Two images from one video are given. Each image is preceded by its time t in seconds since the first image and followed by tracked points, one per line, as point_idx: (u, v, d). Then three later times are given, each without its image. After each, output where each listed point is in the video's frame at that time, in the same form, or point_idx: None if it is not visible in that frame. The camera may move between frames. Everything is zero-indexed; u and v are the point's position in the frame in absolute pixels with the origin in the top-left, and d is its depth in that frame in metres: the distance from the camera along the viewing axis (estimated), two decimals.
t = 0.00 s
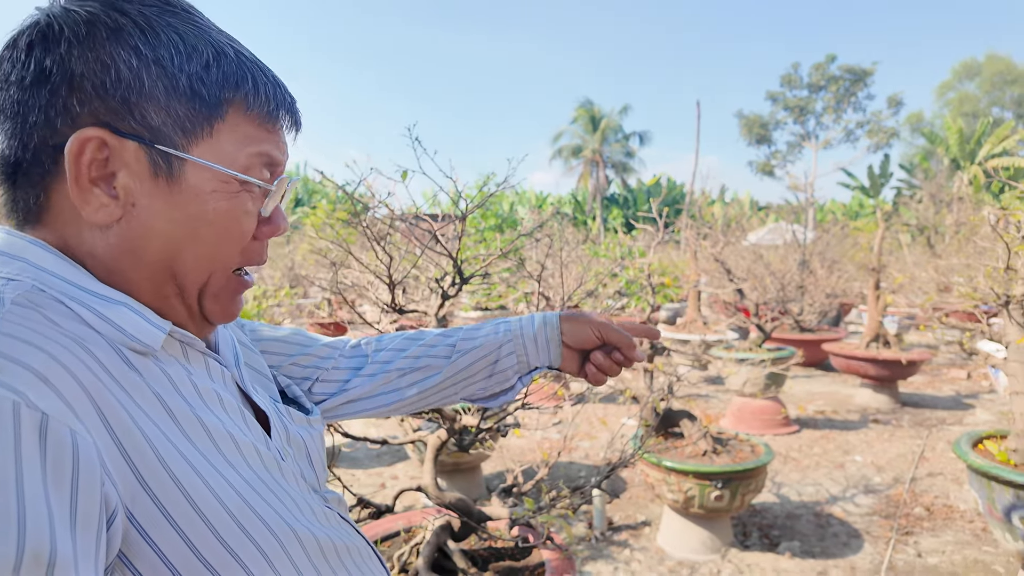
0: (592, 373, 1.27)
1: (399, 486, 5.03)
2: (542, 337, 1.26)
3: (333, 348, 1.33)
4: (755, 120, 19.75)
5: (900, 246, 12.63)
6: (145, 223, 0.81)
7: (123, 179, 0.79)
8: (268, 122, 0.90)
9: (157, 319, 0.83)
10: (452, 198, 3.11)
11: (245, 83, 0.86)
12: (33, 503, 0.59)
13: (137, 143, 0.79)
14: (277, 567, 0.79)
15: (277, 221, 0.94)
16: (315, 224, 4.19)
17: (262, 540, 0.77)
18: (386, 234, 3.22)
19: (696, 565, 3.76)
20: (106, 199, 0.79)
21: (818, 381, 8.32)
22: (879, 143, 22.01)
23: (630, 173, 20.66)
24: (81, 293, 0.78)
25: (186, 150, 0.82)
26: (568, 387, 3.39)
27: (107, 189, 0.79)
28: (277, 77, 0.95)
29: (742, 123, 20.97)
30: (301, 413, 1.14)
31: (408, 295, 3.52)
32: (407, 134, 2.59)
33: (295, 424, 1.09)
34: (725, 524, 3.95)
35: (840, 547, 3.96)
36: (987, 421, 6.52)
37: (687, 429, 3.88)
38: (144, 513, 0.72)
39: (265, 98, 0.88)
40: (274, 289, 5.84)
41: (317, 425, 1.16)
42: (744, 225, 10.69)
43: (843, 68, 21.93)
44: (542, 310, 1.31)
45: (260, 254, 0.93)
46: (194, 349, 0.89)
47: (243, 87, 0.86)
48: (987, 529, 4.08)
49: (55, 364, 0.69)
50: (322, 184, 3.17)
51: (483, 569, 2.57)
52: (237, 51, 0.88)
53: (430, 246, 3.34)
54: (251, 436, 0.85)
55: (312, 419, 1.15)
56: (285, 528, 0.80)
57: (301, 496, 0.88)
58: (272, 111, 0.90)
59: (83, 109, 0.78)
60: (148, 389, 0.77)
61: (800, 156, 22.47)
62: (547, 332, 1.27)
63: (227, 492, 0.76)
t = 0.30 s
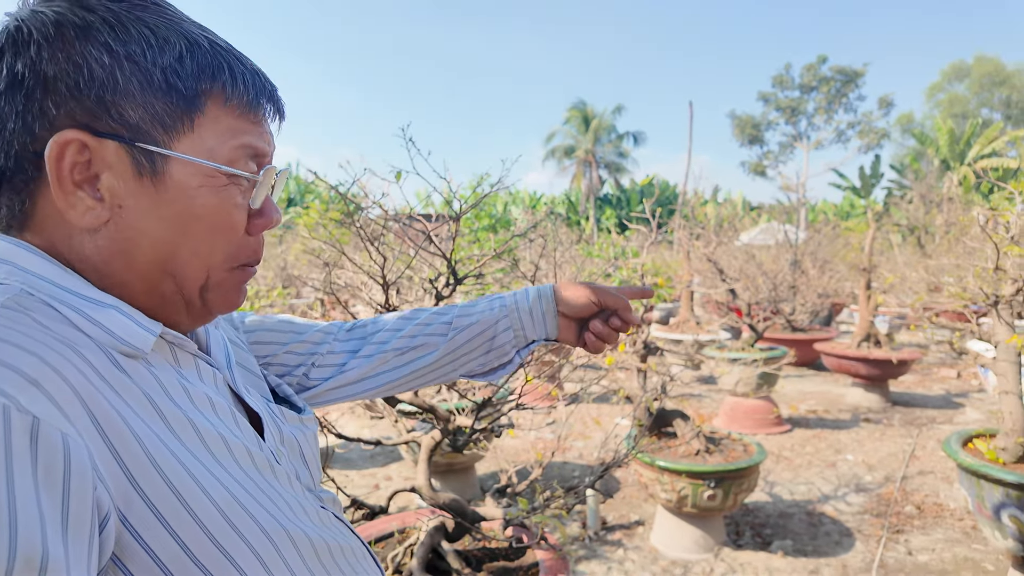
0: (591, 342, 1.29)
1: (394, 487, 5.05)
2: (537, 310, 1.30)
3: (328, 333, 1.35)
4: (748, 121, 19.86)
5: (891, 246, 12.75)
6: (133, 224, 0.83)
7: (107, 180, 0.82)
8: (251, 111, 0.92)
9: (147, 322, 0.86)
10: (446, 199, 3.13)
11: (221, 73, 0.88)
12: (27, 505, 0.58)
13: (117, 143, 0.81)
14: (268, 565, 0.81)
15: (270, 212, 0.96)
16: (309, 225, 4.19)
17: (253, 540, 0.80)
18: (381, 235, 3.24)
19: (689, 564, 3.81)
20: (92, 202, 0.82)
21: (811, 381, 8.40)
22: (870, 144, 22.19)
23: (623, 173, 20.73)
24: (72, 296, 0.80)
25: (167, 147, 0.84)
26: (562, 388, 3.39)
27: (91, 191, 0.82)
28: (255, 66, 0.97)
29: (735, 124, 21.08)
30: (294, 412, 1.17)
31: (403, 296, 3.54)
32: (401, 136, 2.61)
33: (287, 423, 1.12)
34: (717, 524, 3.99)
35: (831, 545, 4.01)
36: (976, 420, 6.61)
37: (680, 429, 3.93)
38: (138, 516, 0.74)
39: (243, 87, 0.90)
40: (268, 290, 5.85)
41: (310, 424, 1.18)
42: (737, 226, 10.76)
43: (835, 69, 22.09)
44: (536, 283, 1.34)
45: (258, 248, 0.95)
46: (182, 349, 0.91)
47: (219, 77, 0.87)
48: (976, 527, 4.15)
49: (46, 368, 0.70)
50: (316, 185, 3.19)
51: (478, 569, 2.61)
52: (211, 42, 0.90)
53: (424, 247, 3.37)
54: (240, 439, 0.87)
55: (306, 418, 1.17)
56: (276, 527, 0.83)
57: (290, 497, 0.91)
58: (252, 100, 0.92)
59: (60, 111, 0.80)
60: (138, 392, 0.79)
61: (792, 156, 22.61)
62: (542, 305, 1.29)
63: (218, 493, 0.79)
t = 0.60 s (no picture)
0: (588, 315, 1.23)
1: (388, 487, 5.04)
2: (531, 287, 1.27)
3: (321, 320, 1.33)
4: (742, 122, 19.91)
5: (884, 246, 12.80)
6: (119, 237, 0.80)
7: (93, 193, 0.78)
8: (243, 122, 0.89)
9: (132, 327, 0.83)
10: (439, 198, 3.11)
11: (212, 84, 0.84)
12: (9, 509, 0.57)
13: (104, 155, 0.78)
14: (256, 565, 0.79)
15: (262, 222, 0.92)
16: (301, 224, 4.17)
17: (242, 541, 0.78)
18: (375, 235, 3.22)
19: (683, 564, 3.81)
20: (77, 214, 0.78)
21: (804, 380, 8.42)
22: (863, 144, 22.28)
23: (617, 173, 20.75)
24: (54, 301, 0.78)
25: (156, 160, 0.81)
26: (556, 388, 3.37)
27: (78, 203, 0.78)
28: (249, 73, 0.94)
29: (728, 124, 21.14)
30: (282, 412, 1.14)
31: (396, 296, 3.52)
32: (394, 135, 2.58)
33: (277, 424, 1.09)
34: (711, 523, 3.99)
35: (825, 544, 4.02)
36: (968, 419, 6.64)
37: (673, 428, 3.93)
38: (124, 518, 0.72)
39: (235, 98, 0.86)
40: (261, 291, 5.82)
41: (299, 424, 1.17)
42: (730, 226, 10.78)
43: (828, 70, 22.18)
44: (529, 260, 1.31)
45: (248, 257, 0.93)
46: (170, 355, 0.88)
47: (210, 88, 0.84)
48: (967, 526, 4.17)
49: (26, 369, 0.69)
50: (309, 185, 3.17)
51: (472, 570, 2.60)
52: (201, 51, 0.86)
53: (418, 247, 3.35)
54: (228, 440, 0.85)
55: (294, 419, 1.15)
56: (265, 528, 0.81)
57: (280, 498, 0.88)
58: (245, 111, 0.88)
59: (43, 121, 0.76)
60: (123, 394, 0.77)
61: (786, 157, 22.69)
62: (536, 281, 1.27)
63: (206, 494, 0.77)
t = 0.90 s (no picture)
0: (592, 315, 1.22)
1: (385, 488, 5.02)
2: (535, 287, 1.24)
3: (321, 314, 1.29)
4: (738, 122, 19.91)
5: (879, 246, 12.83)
6: (111, 249, 0.77)
7: (85, 204, 0.75)
8: (239, 129, 0.84)
9: (123, 329, 0.79)
10: (436, 198, 3.09)
11: (207, 92, 0.80)
12: None
13: (95, 165, 0.74)
14: (249, 567, 0.75)
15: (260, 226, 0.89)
16: (297, 224, 4.14)
17: (235, 544, 0.74)
18: (371, 235, 3.20)
19: (680, 564, 3.81)
20: (69, 224, 0.74)
21: (800, 380, 8.43)
22: (858, 145, 22.33)
23: (614, 173, 20.75)
24: (44, 303, 0.75)
25: (149, 171, 0.77)
26: (552, 388, 3.35)
27: (70, 213, 0.75)
28: (247, 74, 0.88)
29: (725, 125, 21.15)
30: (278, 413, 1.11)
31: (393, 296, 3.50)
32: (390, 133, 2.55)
33: (272, 425, 1.06)
34: (708, 522, 3.98)
35: (821, 544, 4.02)
36: (963, 418, 6.65)
37: (670, 428, 3.92)
38: (114, 521, 0.69)
39: (230, 107, 0.82)
40: (256, 291, 5.79)
41: (296, 425, 1.14)
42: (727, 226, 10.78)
43: (824, 71, 22.23)
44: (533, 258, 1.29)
45: (245, 264, 0.88)
46: (163, 358, 0.84)
47: (204, 96, 0.79)
48: (963, 524, 4.18)
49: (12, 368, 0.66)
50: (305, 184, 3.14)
51: (468, 570, 2.58)
52: (196, 56, 0.81)
53: (414, 247, 3.33)
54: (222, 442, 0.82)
55: (292, 420, 1.12)
56: (260, 530, 0.77)
57: (275, 500, 0.85)
58: (241, 120, 0.84)
59: (31, 130, 0.72)
60: (115, 395, 0.74)
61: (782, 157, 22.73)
62: (539, 281, 1.24)
63: (200, 496, 0.73)
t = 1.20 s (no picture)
0: (596, 320, 1.23)
1: (383, 488, 5.02)
2: (538, 290, 1.25)
3: (325, 315, 1.30)
4: (735, 122, 19.92)
5: (876, 246, 12.87)
6: (123, 253, 0.77)
7: (98, 209, 0.75)
8: (249, 131, 0.84)
9: (129, 330, 0.79)
10: (433, 198, 3.07)
11: (219, 96, 0.80)
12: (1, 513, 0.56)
13: (109, 171, 0.74)
14: (249, 567, 0.76)
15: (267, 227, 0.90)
16: (295, 224, 4.13)
17: (235, 545, 0.75)
18: (368, 235, 3.18)
19: (677, 563, 3.82)
20: (81, 229, 0.75)
21: (797, 380, 8.45)
22: (856, 145, 22.36)
23: (612, 174, 20.74)
24: (50, 304, 0.75)
25: (162, 176, 0.77)
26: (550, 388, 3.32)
27: (82, 218, 0.75)
28: (254, 76, 0.89)
29: (722, 125, 21.16)
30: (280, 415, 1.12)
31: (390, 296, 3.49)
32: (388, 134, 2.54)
33: (274, 426, 1.07)
34: (706, 522, 3.99)
35: (817, 543, 4.04)
36: (959, 418, 6.68)
37: (667, 428, 3.93)
38: (115, 520, 0.69)
39: (241, 110, 0.82)
40: (253, 292, 5.77)
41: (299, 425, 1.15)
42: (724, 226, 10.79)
43: (821, 71, 22.25)
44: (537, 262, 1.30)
45: (255, 263, 0.90)
46: (168, 358, 0.85)
47: (216, 101, 0.79)
48: (959, 524, 4.20)
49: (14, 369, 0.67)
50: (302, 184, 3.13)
51: (466, 570, 2.58)
52: (206, 59, 0.81)
53: (412, 247, 3.32)
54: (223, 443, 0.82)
55: (294, 421, 1.13)
56: (260, 532, 0.77)
57: (274, 501, 0.85)
58: (251, 124, 0.84)
59: (44, 134, 0.72)
60: (118, 395, 0.75)
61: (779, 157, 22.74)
62: (543, 285, 1.25)
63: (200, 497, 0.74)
